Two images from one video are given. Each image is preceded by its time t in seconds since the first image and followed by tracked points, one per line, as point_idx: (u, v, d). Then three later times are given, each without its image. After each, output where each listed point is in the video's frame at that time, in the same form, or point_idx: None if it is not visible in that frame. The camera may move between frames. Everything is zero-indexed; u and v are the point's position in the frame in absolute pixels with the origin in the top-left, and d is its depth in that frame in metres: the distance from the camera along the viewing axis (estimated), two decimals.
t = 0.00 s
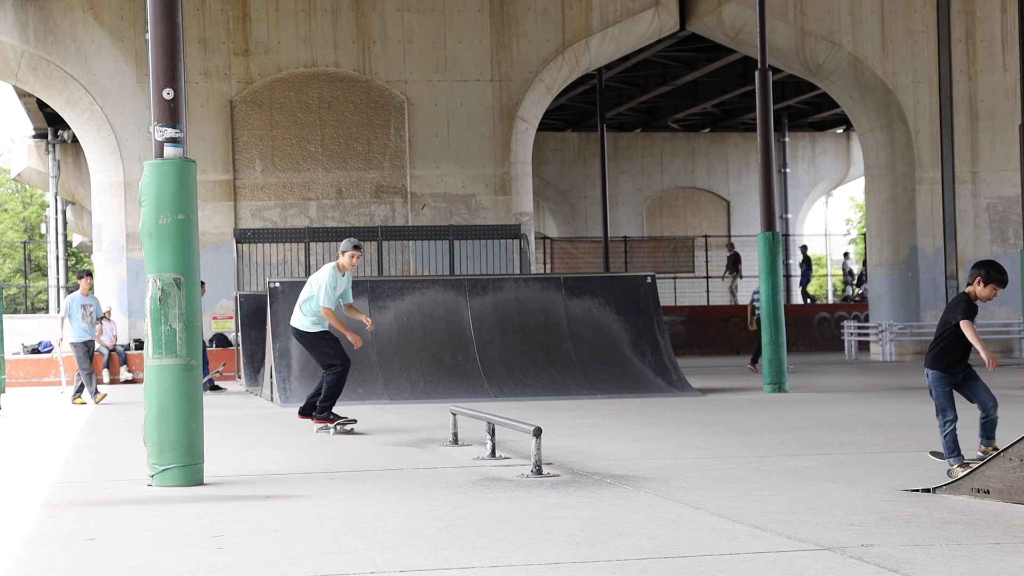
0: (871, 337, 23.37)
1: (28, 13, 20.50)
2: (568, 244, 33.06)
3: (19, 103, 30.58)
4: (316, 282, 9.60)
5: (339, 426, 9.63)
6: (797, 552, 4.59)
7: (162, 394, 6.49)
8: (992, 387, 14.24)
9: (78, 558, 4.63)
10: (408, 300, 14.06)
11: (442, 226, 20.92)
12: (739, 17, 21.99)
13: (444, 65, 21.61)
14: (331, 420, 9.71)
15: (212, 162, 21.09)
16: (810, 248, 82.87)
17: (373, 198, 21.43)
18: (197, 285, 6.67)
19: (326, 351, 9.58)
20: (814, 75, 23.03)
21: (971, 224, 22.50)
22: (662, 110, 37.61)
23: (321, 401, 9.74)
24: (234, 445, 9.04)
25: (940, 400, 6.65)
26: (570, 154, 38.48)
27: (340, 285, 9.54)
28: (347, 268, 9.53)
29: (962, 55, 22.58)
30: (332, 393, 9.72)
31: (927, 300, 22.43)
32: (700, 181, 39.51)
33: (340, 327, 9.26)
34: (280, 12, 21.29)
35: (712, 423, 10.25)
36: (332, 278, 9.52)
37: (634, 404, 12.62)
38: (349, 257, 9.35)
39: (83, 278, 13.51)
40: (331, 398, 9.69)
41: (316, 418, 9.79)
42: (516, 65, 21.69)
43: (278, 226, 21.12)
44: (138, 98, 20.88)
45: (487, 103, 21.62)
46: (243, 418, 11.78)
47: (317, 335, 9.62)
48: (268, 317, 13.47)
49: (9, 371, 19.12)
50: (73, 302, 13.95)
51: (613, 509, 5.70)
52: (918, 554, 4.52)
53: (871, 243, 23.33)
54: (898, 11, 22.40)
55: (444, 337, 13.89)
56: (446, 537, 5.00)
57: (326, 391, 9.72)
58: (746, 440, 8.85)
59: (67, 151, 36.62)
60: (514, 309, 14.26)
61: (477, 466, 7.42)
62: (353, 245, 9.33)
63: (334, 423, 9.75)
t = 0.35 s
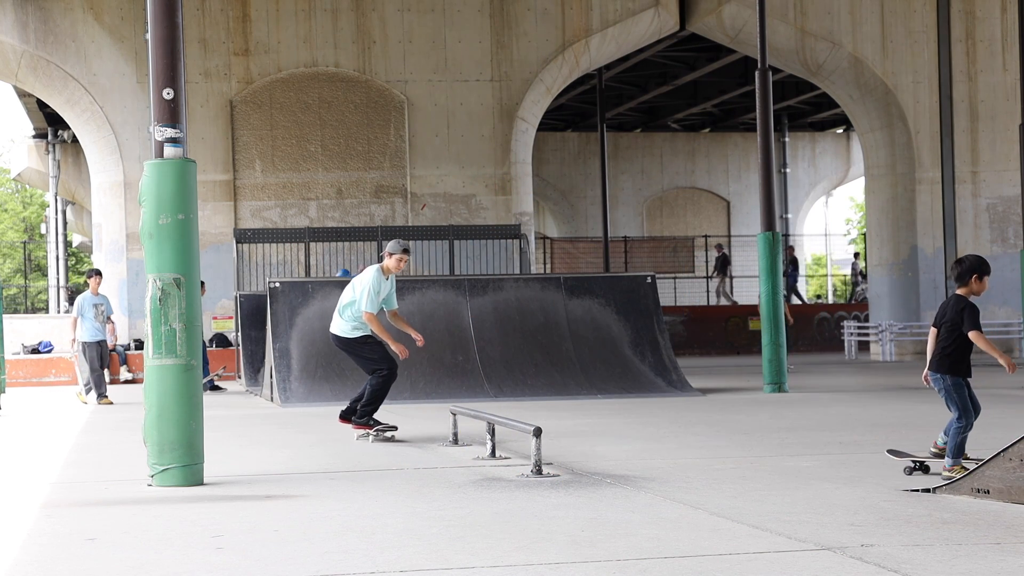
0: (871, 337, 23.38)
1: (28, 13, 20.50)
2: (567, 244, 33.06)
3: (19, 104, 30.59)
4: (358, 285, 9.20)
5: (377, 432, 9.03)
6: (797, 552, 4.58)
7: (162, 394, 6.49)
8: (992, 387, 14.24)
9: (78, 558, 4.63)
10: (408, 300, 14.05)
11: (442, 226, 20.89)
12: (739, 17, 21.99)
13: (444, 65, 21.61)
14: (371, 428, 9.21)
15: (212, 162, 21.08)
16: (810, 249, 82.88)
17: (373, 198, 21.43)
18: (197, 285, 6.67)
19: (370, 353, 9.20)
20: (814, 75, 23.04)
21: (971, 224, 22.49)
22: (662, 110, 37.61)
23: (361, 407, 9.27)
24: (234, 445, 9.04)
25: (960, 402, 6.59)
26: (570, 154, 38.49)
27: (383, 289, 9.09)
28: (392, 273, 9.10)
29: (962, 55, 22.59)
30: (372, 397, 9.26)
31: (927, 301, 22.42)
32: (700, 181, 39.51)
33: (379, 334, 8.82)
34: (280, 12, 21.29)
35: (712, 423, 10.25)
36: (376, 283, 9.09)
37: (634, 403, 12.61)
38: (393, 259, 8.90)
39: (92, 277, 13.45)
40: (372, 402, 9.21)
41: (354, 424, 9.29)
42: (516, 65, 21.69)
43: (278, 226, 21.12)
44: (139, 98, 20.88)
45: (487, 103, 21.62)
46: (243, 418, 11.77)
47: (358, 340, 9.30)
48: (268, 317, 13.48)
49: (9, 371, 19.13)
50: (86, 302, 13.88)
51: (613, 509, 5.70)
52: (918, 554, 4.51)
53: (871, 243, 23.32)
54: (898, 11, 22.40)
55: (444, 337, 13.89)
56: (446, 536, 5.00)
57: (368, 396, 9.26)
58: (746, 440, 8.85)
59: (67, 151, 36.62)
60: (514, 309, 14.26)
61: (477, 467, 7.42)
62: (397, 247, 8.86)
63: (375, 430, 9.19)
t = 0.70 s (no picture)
0: (871, 337, 23.38)
1: (28, 13, 20.50)
2: (567, 244, 33.06)
3: (19, 103, 30.59)
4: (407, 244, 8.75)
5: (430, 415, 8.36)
6: (797, 552, 4.58)
7: (162, 394, 6.49)
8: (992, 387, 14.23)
9: (78, 558, 4.63)
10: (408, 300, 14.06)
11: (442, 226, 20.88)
12: (739, 18, 21.99)
13: (444, 65, 21.60)
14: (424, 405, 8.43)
15: (212, 162, 21.08)
16: (810, 249, 82.93)
17: (373, 198, 21.43)
18: (197, 285, 6.67)
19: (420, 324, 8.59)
20: (814, 75, 23.04)
21: (971, 224, 22.48)
22: (662, 110, 37.61)
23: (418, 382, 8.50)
24: (234, 445, 9.03)
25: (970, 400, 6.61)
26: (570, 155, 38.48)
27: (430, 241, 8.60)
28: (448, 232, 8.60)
29: (962, 55, 22.59)
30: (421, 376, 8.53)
31: (926, 301, 22.43)
32: (701, 182, 39.51)
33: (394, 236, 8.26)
34: (280, 12, 21.29)
35: (712, 423, 10.24)
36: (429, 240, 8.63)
37: (634, 403, 12.61)
38: (446, 213, 8.57)
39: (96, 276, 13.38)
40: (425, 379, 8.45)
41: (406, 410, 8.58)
42: (516, 65, 21.69)
43: (278, 226, 21.12)
44: (138, 98, 20.88)
45: (487, 103, 21.61)
46: (243, 418, 11.76)
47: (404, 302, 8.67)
48: (268, 317, 13.48)
49: (9, 370, 19.14)
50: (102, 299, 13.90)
51: (613, 509, 5.70)
52: (918, 555, 4.51)
53: (871, 243, 23.32)
54: (898, 11, 22.40)
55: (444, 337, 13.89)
56: (446, 537, 5.00)
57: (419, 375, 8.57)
58: (745, 440, 8.85)
59: (67, 151, 36.63)
60: (514, 309, 14.25)
61: (477, 467, 7.42)
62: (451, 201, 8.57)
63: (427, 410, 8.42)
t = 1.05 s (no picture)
0: (871, 337, 23.37)
1: (28, 13, 20.51)
2: (568, 244, 33.05)
3: (19, 103, 30.59)
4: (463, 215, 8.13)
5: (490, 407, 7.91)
6: (797, 552, 4.58)
7: (162, 394, 6.49)
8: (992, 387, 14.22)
9: (78, 558, 4.63)
10: (408, 300, 14.06)
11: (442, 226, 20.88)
12: (739, 17, 21.97)
13: (444, 65, 21.60)
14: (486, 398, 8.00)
15: (212, 162, 21.08)
16: (810, 248, 82.97)
17: (373, 198, 21.43)
18: (197, 285, 6.67)
19: (470, 312, 8.13)
20: (814, 75, 23.05)
21: (971, 224, 22.47)
22: (662, 110, 37.61)
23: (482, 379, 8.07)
24: (233, 446, 9.03)
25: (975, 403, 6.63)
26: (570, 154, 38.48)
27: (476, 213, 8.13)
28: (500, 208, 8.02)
29: (962, 55, 22.58)
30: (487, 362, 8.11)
31: (926, 301, 22.43)
32: (701, 181, 39.50)
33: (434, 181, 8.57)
34: (280, 11, 21.28)
35: (712, 423, 10.24)
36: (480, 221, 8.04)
37: (634, 403, 12.61)
38: (509, 196, 8.04)
39: (102, 274, 13.39)
40: (489, 370, 8.04)
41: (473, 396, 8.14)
42: (516, 65, 21.69)
43: (278, 226, 21.12)
44: (138, 98, 20.88)
45: (487, 103, 21.61)
46: (243, 418, 11.77)
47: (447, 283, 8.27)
48: (268, 317, 13.50)
49: (9, 370, 19.14)
50: (107, 298, 13.90)
51: (613, 509, 5.70)
52: (918, 555, 4.51)
53: (871, 243, 23.32)
54: (898, 11, 22.41)
55: (444, 337, 13.88)
56: (446, 537, 5.00)
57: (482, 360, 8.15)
58: (745, 440, 8.85)
59: (67, 151, 36.66)
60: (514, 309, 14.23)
61: (477, 467, 7.42)
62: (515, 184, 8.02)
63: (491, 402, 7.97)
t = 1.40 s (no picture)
0: (871, 337, 23.37)
1: (28, 13, 20.51)
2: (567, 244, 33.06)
3: (19, 104, 30.59)
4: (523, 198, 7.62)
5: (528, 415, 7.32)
6: (797, 552, 4.59)
7: (162, 394, 6.49)
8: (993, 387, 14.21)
9: (78, 558, 4.63)
10: (408, 300, 14.07)
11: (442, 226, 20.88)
12: (739, 17, 21.96)
13: (444, 65, 21.60)
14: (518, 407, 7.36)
15: (212, 162, 21.08)
16: (810, 248, 83.01)
17: (373, 198, 21.44)
18: (197, 285, 6.67)
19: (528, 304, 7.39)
20: (814, 75, 23.05)
21: (971, 224, 22.47)
22: (662, 110, 37.62)
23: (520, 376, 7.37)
24: (234, 446, 9.03)
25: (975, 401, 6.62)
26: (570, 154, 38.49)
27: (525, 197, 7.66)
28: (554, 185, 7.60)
29: (962, 55, 22.58)
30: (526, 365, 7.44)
31: (926, 301, 22.43)
32: (701, 181, 39.50)
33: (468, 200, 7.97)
34: (280, 11, 21.28)
35: (713, 423, 10.23)
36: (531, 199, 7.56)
37: (634, 403, 12.61)
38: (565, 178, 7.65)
39: (103, 273, 13.44)
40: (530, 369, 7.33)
41: (510, 402, 7.41)
42: (515, 65, 21.69)
43: (278, 226, 21.13)
44: (139, 98, 20.88)
45: (487, 103, 21.62)
46: (243, 418, 11.77)
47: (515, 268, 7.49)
48: (268, 317, 13.50)
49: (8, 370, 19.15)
50: (110, 298, 13.95)
51: (614, 509, 5.70)
52: (918, 554, 4.51)
53: (871, 243, 23.33)
54: (898, 11, 22.41)
55: (444, 337, 13.90)
56: (446, 537, 5.00)
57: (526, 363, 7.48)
58: (746, 440, 8.84)
59: (68, 151, 36.68)
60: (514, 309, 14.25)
61: (477, 467, 7.42)
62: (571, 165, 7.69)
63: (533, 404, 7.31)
